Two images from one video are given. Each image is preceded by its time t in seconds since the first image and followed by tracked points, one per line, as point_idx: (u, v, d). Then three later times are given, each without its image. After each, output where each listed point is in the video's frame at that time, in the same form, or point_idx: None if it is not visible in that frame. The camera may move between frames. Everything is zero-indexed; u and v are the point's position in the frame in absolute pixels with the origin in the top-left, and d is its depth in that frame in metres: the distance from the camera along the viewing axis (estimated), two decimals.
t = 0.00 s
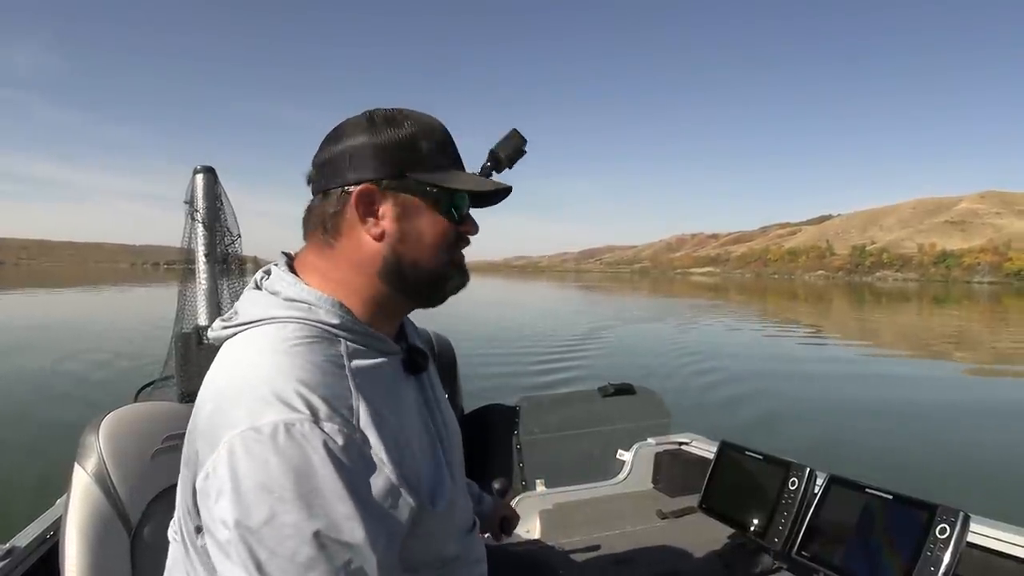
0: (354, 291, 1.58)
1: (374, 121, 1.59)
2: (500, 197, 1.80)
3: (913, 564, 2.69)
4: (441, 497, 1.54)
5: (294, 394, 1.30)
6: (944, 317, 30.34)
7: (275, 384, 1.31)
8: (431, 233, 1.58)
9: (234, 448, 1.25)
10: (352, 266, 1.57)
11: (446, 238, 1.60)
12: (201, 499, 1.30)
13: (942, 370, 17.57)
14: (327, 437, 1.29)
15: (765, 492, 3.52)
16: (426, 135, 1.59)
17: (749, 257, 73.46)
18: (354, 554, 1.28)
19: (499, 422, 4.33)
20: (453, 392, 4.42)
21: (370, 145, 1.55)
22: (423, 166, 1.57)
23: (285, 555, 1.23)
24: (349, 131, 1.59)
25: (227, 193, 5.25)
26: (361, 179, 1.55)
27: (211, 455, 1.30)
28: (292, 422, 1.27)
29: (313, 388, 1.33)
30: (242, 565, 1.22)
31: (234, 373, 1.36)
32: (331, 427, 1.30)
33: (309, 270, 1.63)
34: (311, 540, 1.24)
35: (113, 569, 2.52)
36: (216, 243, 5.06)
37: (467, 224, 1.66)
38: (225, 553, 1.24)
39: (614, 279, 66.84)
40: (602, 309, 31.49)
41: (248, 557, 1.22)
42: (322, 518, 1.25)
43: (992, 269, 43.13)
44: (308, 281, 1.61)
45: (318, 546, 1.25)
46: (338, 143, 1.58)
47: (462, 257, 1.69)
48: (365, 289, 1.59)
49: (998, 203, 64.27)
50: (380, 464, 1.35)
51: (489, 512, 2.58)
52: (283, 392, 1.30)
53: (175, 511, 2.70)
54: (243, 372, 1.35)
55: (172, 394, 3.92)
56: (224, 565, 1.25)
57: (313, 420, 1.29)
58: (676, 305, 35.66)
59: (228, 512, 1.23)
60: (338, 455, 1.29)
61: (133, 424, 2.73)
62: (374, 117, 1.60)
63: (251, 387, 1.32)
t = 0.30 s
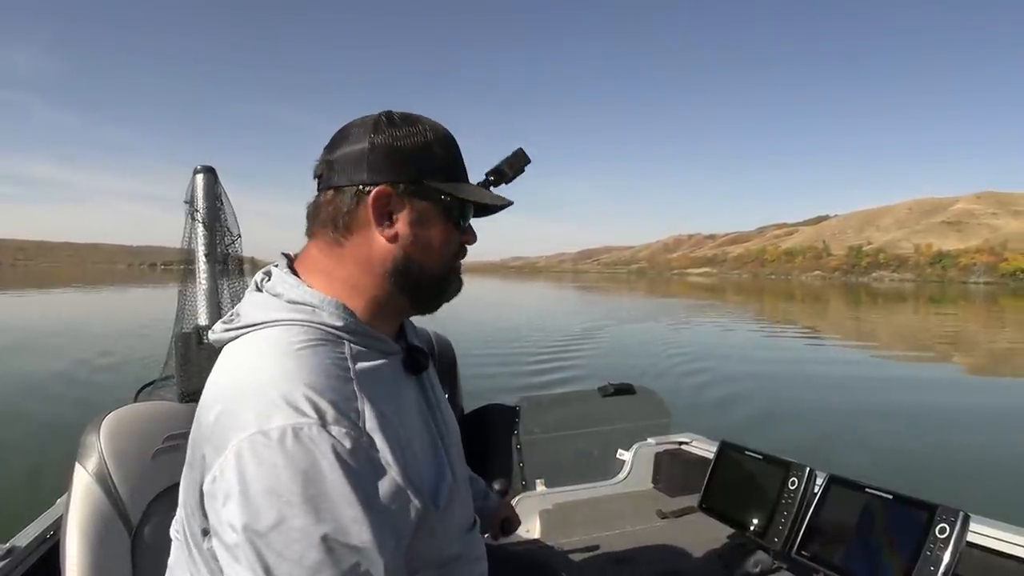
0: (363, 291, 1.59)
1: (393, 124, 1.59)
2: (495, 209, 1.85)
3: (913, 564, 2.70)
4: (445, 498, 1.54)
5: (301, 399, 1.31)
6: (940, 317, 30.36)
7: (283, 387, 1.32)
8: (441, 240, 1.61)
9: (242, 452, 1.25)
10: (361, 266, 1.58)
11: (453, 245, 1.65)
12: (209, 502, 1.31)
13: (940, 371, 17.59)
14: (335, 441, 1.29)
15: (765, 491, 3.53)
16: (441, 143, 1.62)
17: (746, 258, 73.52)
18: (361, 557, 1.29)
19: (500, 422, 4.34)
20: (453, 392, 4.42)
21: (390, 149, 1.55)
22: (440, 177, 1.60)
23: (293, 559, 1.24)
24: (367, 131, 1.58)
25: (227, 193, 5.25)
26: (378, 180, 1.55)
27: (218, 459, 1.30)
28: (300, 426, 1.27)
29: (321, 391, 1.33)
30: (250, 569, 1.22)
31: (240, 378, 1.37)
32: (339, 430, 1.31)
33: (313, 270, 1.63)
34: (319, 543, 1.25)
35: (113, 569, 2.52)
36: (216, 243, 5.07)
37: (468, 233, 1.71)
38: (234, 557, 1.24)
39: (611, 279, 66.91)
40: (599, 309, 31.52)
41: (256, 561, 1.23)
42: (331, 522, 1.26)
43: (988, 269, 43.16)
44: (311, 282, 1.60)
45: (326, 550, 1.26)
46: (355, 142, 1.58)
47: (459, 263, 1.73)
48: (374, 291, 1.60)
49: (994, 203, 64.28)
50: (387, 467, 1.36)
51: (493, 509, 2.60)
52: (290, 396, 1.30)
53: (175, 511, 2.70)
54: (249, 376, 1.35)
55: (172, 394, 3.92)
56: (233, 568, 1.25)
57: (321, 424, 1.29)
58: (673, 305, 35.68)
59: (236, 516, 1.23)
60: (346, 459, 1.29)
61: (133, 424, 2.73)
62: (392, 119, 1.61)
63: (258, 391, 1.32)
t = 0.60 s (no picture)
0: (364, 291, 1.59)
1: (405, 128, 1.60)
2: (498, 221, 1.85)
3: (913, 564, 2.70)
4: (444, 498, 1.54)
5: (301, 397, 1.31)
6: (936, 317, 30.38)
7: (282, 384, 1.32)
8: (444, 245, 1.61)
9: (241, 449, 1.25)
10: (363, 265, 1.57)
11: (453, 252, 1.65)
12: (208, 498, 1.31)
13: (937, 372, 17.62)
14: (335, 438, 1.29)
15: (765, 491, 3.53)
16: (451, 151, 1.62)
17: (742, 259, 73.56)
18: (359, 556, 1.29)
19: (500, 422, 4.48)
20: (453, 393, 4.44)
21: (400, 151, 1.56)
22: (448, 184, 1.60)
23: (290, 556, 1.24)
24: (380, 132, 1.59)
25: (228, 193, 5.26)
26: (386, 180, 1.55)
27: (217, 455, 1.30)
28: (299, 423, 1.27)
29: (321, 390, 1.33)
30: (248, 566, 1.22)
31: (239, 376, 1.36)
32: (337, 429, 1.31)
33: (315, 268, 1.62)
34: (316, 540, 1.25)
35: (112, 569, 2.52)
36: (216, 243, 5.07)
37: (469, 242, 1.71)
38: (231, 554, 1.24)
39: (607, 279, 66.95)
40: (596, 309, 31.54)
41: (254, 558, 1.22)
42: (328, 518, 1.26)
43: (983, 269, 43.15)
44: (311, 282, 1.61)
45: (325, 547, 1.25)
46: (366, 142, 1.58)
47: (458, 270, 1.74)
48: (375, 290, 1.59)
49: (991, 203, 64.28)
50: (385, 465, 1.36)
51: (498, 508, 2.60)
52: (289, 393, 1.30)
53: (175, 511, 2.71)
54: (249, 374, 1.35)
55: (172, 394, 3.91)
56: (230, 565, 1.25)
57: (320, 421, 1.29)
58: (669, 305, 35.70)
59: (234, 513, 1.23)
60: (344, 456, 1.29)
61: (133, 424, 2.73)
62: (406, 123, 1.61)
63: (258, 388, 1.32)
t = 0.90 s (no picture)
0: (364, 291, 1.59)
1: (406, 129, 1.60)
2: (497, 223, 1.85)
3: (913, 565, 2.69)
4: (443, 499, 1.54)
5: (299, 397, 1.30)
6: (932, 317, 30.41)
7: (280, 385, 1.31)
8: (443, 246, 1.61)
9: (240, 449, 1.25)
10: (363, 264, 1.57)
11: (453, 253, 1.64)
12: (206, 498, 1.30)
13: (933, 372, 17.65)
14: (333, 439, 1.29)
15: (765, 491, 3.53)
16: (452, 152, 1.62)
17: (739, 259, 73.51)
18: (358, 558, 1.28)
19: (500, 422, 4.49)
20: (453, 393, 4.44)
21: (401, 152, 1.55)
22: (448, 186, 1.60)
23: (289, 555, 1.23)
24: (381, 132, 1.58)
25: (228, 193, 5.26)
26: (386, 181, 1.55)
27: (216, 455, 1.30)
28: (298, 423, 1.27)
29: (321, 391, 1.33)
30: (247, 565, 1.22)
31: (238, 377, 1.36)
32: (336, 428, 1.30)
33: (316, 268, 1.62)
34: (315, 540, 1.25)
35: (112, 569, 2.51)
36: (216, 243, 5.07)
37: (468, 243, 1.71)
38: (230, 553, 1.24)
39: (604, 279, 66.90)
40: (593, 309, 31.53)
41: (253, 558, 1.22)
42: (327, 518, 1.25)
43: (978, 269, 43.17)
44: (310, 282, 1.61)
45: (324, 549, 1.25)
46: (366, 143, 1.58)
47: (457, 271, 1.73)
48: (375, 290, 1.59)
49: (988, 203, 64.26)
50: (384, 466, 1.36)
51: (496, 511, 2.60)
52: (288, 393, 1.30)
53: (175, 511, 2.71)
54: (248, 374, 1.35)
55: (172, 394, 3.91)
56: (229, 565, 1.25)
57: (319, 422, 1.29)
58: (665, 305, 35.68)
59: (232, 513, 1.23)
60: (343, 456, 1.29)
61: (133, 424, 2.73)
62: (406, 124, 1.61)
63: (258, 389, 1.31)
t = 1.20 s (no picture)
0: (362, 289, 1.58)
1: (402, 128, 1.60)
2: (494, 223, 1.85)
3: (913, 565, 2.69)
4: (442, 494, 1.54)
5: (299, 389, 1.30)
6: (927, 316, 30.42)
7: (281, 378, 1.31)
8: (440, 245, 1.61)
9: (241, 441, 1.25)
10: (361, 263, 1.57)
11: (449, 252, 1.64)
12: (207, 492, 1.30)
13: (929, 371, 17.68)
14: (333, 430, 1.29)
15: (765, 491, 3.53)
16: (449, 152, 1.62)
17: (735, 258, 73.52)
18: (361, 550, 1.29)
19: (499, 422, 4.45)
20: (453, 393, 4.43)
21: (397, 152, 1.55)
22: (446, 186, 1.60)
23: (291, 546, 1.23)
24: (377, 132, 1.58)
25: (228, 193, 5.25)
26: (382, 181, 1.54)
27: (218, 448, 1.30)
28: (298, 415, 1.27)
29: (321, 386, 1.33)
30: (250, 558, 1.22)
31: (238, 372, 1.36)
32: (336, 420, 1.30)
33: (313, 266, 1.62)
34: (317, 531, 1.25)
35: (112, 569, 2.51)
36: (216, 243, 5.07)
37: (465, 243, 1.71)
38: (232, 545, 1.24)
39: (600, 279, 66.82)
40: (589, 308, 31.48)
41: (255, 549, 1.23)
42: (329, 509, 1.25)
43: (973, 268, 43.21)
44: (307, 280, 1.61)
45: (328, 539, 1.25)
46: (362, 143, 1.58)
47: (455, 269, 1.73)
48: (372, 288, 1.59)
49: (980, 203, 64.32)
50: (383, 458, 1.36)
51: (504, 513, 2.59)
52: (288, 386, 1.30)
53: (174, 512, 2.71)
54: (248, 370, 1.35)
55: (172, 394, 3.91)
56: (230, 558, 1.25)
57: (319, 413, 1.29)
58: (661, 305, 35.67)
59: (234, 506, 1.23)
60: (343, 447, 1.29)
61: (132, 424, 2.73)
62: (403, 123, 1.61)
63: (258, 382, 1.31)
